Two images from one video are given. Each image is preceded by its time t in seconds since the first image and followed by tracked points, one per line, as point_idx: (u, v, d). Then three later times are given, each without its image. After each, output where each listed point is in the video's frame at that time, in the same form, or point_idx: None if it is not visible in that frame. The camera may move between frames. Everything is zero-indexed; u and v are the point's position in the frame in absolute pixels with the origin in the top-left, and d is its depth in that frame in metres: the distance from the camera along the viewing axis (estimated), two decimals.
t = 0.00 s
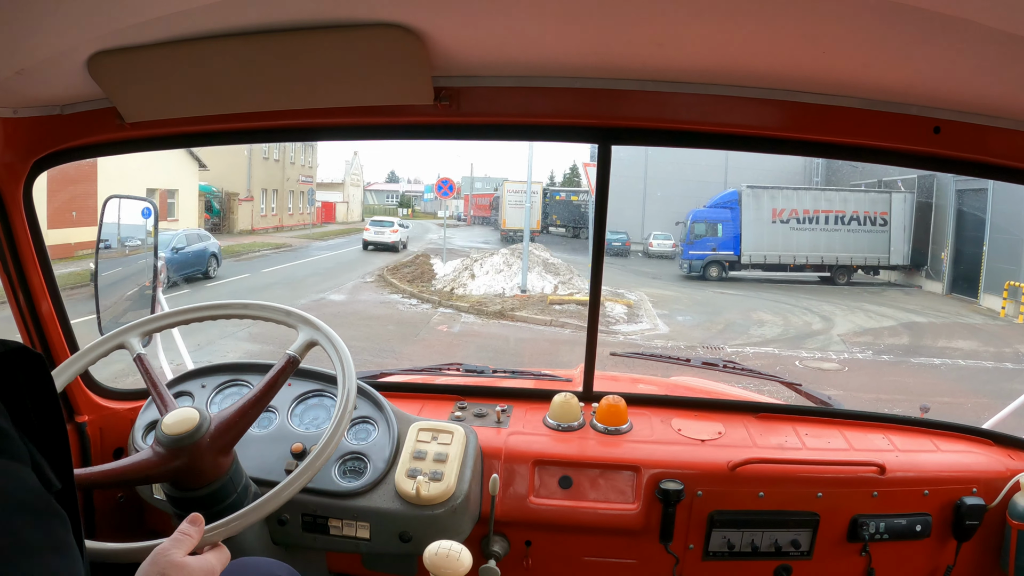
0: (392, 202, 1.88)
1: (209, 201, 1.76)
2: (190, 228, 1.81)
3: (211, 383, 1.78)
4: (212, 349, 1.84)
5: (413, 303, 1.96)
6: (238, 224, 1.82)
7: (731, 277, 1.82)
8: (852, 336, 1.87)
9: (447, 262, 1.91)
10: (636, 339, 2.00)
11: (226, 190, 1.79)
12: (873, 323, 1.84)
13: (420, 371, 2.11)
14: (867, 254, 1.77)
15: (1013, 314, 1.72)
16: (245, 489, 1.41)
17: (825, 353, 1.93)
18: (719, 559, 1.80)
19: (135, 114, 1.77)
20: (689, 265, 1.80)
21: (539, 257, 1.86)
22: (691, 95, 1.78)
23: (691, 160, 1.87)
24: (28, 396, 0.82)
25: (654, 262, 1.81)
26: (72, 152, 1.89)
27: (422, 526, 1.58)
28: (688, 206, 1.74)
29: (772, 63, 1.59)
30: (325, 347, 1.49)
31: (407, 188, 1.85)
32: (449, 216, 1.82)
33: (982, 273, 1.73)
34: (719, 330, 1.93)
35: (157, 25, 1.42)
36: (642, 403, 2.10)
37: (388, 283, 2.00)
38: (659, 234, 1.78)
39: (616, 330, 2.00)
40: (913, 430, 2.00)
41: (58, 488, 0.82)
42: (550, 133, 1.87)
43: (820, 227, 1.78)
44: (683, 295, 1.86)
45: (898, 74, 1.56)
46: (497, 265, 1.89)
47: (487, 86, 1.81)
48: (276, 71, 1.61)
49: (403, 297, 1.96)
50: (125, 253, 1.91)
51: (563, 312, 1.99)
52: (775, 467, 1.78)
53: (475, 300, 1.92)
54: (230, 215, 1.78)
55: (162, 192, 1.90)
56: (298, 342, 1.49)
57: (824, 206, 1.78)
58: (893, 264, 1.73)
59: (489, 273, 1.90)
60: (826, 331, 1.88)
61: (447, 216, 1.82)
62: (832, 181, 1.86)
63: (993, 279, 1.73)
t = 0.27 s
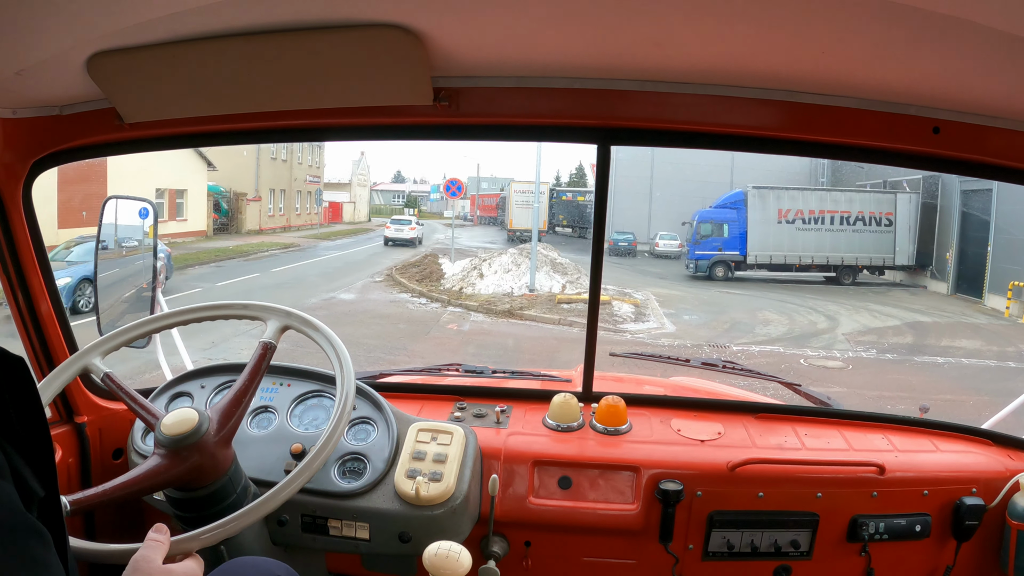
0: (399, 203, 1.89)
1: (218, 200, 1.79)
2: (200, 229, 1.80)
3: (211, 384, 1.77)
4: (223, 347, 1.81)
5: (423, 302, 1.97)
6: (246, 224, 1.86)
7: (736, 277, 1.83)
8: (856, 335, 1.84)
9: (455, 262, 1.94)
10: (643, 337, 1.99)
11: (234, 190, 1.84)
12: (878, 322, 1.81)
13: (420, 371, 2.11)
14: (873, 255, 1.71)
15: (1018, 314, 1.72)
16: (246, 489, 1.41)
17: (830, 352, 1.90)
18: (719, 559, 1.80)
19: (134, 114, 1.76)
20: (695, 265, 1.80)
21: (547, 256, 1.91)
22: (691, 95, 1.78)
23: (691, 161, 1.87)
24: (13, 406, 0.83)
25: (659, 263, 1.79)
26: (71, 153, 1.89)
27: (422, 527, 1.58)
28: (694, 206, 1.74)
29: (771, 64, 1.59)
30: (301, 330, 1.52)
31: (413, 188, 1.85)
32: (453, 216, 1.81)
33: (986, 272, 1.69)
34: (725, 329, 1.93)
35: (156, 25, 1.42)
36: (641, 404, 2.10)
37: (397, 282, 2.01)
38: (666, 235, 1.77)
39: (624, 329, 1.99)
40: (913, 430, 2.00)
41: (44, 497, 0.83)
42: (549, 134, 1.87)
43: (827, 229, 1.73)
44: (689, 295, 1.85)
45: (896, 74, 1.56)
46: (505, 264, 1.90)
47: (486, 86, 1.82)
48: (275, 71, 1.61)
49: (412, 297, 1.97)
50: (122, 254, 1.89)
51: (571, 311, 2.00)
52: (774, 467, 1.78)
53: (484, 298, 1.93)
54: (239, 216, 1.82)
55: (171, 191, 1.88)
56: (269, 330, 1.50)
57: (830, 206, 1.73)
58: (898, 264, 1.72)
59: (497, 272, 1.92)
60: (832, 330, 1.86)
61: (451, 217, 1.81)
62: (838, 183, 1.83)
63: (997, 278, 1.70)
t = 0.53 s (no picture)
0: (405, 202, 1.92)
1: (224, 200, 1.82)
2: (208, 229, 1.82)
3: (210, 384, 1.76)
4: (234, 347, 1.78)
5: (431, 301, 1.97)
6: (255, 224, 1.87)
7: (741, 277, 1.81)
8: (861, 333, 1.82)
9: (463, 261, 1.95)
10: (651, 337, 1.98)
11: (241, 190, 1.86)
12: (883, 322, 1.79)
13: (419, 371, 2.11)
14: (877, 255, 1.72)
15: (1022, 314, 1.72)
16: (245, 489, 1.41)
17: (834, 350, 1.89)
18: (718, 560, 1.80)
19: (134, 114, 1.77)
20: (701, 265, 1.79)
21: (555, 256, 1.90)
22: (691, 96, 1.78)
23: (692, 161, 1.87)
24: (17, 397, 0.83)
25: (665, 263, 1.80)
26: (71, 153, 1.88)
27: (421, 527, 1.58)
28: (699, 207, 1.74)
29: (772, 65, 1.59)
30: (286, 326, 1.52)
31: (418, 188, 1.88)
32: (459, 216, 1.83)
33: (991, 272, 1.72)
34: (729, 329, 1.91)
35: (156, 26, 1.42)
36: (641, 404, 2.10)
37: (406, 281, 2.02)
38: (672, 235, 1.78)
39: (632, 327, 1.98)
40: (912, 431, 2.00)
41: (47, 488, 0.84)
42: (549, 134, 1.87)
43: (833, 229, 1.75)
44: (695, 295, 1.84)
45: (896, 75, 1.56)
46: (513, 264, 1.87)
47: (486, 87, 1.82)
48: (275, 72, 1.61)
49: (421, 296, 1.98)
50: (119, 254, 1.89)
51: (579, 310, 2.00)
52: (774, 468, 1.78)
53: (493, 297, 1.89)
54: (246, 216, 1.84)
55: (180, 191, 1.88)
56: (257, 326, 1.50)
57: (836, 207, 1.74)
58: (903, 265, 1.72)
59: (506, 272, 1.88)
60: (835, 326, 1.84)
61: (458, 217, 1.84)
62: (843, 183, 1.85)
63: (1002, 278, 1.72)
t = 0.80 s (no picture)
0: (412, 202, 1.91)
1: (235, 200, 1.79)
2: (217, 229, 1.79)
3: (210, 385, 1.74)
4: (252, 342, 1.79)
5: (441, 300, 2.01)
6: (263, 224, 1.86)
7: (747, 277, 1.85)
8: (865, 333, 1.84)
9: (472, 261, 1.94)
10: (658, 335, 1.98)
11: (251, 190, 1.85)
12: (886, 322, 1.81)
13: (418, 372, 2.11)
14: (883, 255, 1.72)
15: None
16: (245, 490, 1.41)
17: (838, 348, 1.91)
18: (717, 560, 1.80)
19: (134, 114, 1.77)
20: (707, 265, 1.81)
21: (564, 256, 1.91)
22: (690, 97, 1.79)
23: (692, 162, 1.88)
24: (15, 385, 0.82)
25: (672, 263, 1.79)
26: (70, 153, 1.88)
27: (420, 527, 1.58)
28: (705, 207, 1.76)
29: (773, 65, 1.59)
30: (275, 323, 1.54)
31: (426, 189, 1.86)
32: (465, 217, 1.81)
33: (996, 272, 1.71)
34: (735, 327, 1.95)
35: (155, 25, 1.42)
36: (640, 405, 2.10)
37: (415, 280, 2.04)
38: (678, 235, 1.77)
39: (639, 326, 1.99)
40: (911, 431, 2.00)
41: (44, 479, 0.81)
42: (549, 134, 1.87)
43: (839, 230, 1.76)
44: (702, 294, 1.89)
45: (897, 75, 1.56)
46: (522, 263, 1.88)
47: (485, 87, 1.82)
48: (274, 71, 1.61)
49: (430, 295, 2.01)
50: (116, 255, 1.88)
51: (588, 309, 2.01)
52: (774, 468, 1.78)
53: (502, 297, 1.92)
54: (256, 216, 1.82)
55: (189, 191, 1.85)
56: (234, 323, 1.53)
57: (841, 207, 1.74)
58: (908, 264, 1.72)
59: (515, 271, 1.89)
60: (841, 325, 1.86)
61: (465, 217, 1.80)
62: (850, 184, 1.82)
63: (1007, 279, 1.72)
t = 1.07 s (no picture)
0: (418, 203, 1.94)
1: (243, 201, 1.82)
2: (225, 229, 1.83)
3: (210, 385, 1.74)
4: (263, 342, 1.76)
5: (450, 299, 1.97)
6: (272, 224, 1.85)
7: (753, 277, 1.80)
8: (869, 332, 1.82)
9: (481, 261, 1.90)
10: (664, 333, 1.96)
11: (258, 190, 1.86)
12: (891, 320, 1.78)
13: (418, 372, 2.11)
14: (888, 255, 1.74)
15: None
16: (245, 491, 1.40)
17: (842, 347, 1.90)
18: (717, 560, 1.80)
19: (133, 114, 1.76)
20: (713, 265, 1.78)
21: (572, 255, 1.93)
22: (690, 98, 1.79)
23: (693, 163, 1.88)
24: (11, 382, 0.82)
25: (678, 262, 1.78)
26: (69, 152, 1.88)
27: (420, 528, 1.58)
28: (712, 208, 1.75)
29: (774, 66, 1.59)
30: (270, 322, 1.54)
31: (432, 188, 1.91)
32: (473, 216, 1.83)
33: (1000, 273, 1.73)
34: (741, 325, 1.92)
35: (154, 25, 1.42)
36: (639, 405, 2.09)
37: (425, 280, 2.00)
38: (684, 236, 1.76)
39: (645, 325, 1.96)
40: (910, 431, 2.00)
41: (40, 473, 0.81)
42: (549, 134, 1.87)
43: (844, 230, 1.76)
44: (707, 294, 1.83)
45: (897, 76, 1.56)
46: (531, 263, 1.87)
47: (485, 87, 1.82)
48: (274, 72, 1.61)
49: (440, 294, 1.98)
50: (113, 255, 1.88)
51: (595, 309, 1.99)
52: (773, 468, 1.78)
53: (511, 296, 1.88)
54: (264, 216, 1.82)
55: (198, 191, 1.88)
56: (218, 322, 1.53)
57: (847, 207, 1.76)
58: (913, 265, 1.74)
59: (524, 271, 1.87)
60: (845, 325, 1.84)
61: (472, 217, 1.84)
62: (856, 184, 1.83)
63: (1011, 280, 1.74)
